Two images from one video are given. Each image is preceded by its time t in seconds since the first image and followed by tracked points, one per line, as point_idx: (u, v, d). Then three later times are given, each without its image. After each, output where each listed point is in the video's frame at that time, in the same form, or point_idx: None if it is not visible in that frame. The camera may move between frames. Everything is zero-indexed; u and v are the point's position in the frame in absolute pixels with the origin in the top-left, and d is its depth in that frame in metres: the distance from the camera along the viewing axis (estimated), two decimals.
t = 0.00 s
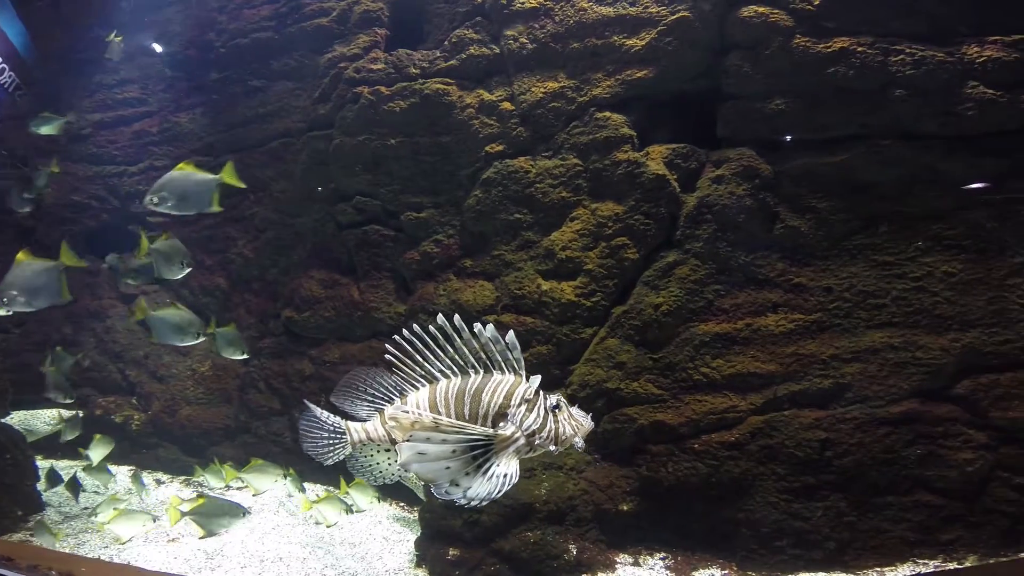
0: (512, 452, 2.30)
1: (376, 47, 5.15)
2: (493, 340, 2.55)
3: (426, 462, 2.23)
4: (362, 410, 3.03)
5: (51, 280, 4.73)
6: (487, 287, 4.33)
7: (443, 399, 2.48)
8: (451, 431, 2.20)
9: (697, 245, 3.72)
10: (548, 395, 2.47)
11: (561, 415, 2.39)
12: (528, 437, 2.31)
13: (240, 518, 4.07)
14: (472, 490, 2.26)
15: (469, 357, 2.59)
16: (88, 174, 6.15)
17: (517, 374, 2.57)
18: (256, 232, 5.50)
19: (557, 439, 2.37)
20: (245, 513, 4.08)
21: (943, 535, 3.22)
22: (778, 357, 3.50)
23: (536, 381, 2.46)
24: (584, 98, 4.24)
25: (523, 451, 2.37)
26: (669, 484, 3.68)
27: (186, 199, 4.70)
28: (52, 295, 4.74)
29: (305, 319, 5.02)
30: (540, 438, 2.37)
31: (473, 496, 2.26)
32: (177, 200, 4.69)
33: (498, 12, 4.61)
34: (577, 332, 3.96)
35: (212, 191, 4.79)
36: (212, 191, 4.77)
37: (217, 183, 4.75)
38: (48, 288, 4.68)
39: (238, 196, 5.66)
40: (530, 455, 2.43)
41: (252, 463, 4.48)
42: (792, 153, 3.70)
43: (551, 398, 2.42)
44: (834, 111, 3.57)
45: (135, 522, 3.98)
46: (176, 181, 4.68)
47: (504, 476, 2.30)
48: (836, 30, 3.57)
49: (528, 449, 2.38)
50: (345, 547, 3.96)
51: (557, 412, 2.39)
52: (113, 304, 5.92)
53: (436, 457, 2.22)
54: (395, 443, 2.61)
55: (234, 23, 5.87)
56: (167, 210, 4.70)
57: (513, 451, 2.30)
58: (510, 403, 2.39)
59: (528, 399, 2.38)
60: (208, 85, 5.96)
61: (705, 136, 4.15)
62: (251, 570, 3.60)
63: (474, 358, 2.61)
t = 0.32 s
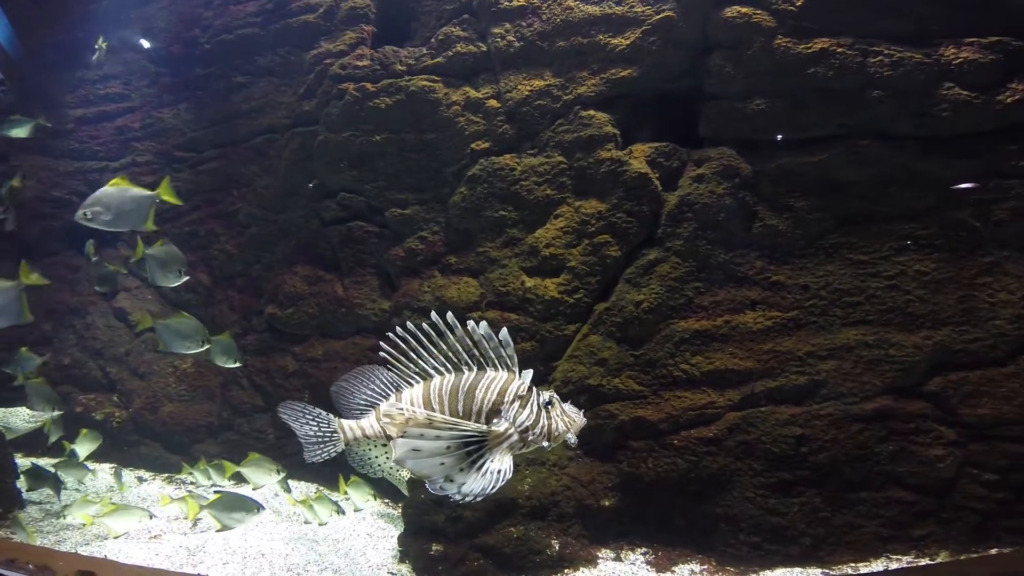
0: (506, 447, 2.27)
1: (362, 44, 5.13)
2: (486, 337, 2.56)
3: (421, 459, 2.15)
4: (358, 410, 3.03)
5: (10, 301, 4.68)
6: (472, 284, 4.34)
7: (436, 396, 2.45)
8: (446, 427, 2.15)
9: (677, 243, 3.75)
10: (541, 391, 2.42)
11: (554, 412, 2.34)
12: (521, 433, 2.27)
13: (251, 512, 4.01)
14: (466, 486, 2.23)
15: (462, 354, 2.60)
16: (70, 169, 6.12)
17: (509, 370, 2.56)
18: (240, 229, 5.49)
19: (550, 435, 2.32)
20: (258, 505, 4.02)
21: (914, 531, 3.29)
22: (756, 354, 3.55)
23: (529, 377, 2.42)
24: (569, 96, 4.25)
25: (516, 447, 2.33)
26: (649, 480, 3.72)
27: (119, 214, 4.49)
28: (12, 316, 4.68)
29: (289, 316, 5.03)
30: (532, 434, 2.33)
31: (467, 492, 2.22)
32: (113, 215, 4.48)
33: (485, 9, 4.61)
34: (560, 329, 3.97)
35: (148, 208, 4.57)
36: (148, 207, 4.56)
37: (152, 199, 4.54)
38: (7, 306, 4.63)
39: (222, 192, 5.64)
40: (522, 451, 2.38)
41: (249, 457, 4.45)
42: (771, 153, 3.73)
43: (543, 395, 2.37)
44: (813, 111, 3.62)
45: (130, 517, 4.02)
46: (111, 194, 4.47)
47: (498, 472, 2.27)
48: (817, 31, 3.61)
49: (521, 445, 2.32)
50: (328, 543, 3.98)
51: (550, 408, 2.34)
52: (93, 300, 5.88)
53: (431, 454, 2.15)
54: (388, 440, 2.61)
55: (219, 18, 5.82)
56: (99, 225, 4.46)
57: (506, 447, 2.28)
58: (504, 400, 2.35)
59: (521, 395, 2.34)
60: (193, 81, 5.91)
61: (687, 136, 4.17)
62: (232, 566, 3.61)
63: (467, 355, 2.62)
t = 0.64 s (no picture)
0: (499, 445, 2.25)
1: (352, 42, 5.12)
2: (480, 335, 2.51)
3: (415, 458, 2.17)
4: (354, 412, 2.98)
5: None
6: (459, 282, 4.35)
7: (431, 394, 2.44)
8: (440, 426, 2.15)
9: (662, 241, 3.77)
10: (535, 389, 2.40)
11: (547, 409, 2.33)
12: (514, 431, 2.26)
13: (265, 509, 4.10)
14: (460, 485, 2.21)
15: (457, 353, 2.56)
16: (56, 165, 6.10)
17: (504, 369, 2.52)
18: (226, 226, 5.47)
19: (543, 433, 2.30)
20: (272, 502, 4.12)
21: (892, 528, 3.33)
22: (737, 352, 3.58)
23: (523, 375, 2.41)
24: (558, 95, 4.24)
25: (511, 445, 2.30)
26: (633, 477, 3.74)
27: (60, 228, 4.42)
28: None
29: (275, 313, 5.03)
30: (526, 431, 2.30)
31: (461, 490, 2.21)
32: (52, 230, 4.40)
33: (475, 8, 4.61)
34: (546, 327, 3.97)
35: (91, 221, 4.50)
36: (90, 221, 4.48)
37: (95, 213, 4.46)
38: None
39: (207, 189, 5.61)
40: (518, 449, 2.36)
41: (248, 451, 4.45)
42: (755, 152, 3.75)
43: (537, 392, 2.36)
44: (797, 111, 3.64)
45: (127, 515, 4.06)
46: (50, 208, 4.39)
47: (492, 470, 2.25)
48: (802, 33, 3.63)
49: (515, 443, 2.31)
50: (312, 540, 3.98)
51: (544, 405, 2.32)
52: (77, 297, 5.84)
53: (425, 452, 2.16)
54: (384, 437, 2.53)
55: (209, 14, 5.79)
56: (40, 240, 4.40)
57: (500, 445, 2.26)
58: (497, 398, 2.33)
59: (515, 393, 2.33)
60: (180, 77, 5.88)
61: (673, 135, 4.18)
62: (215, 562, 3.61)
63: (461, 354, 2.57)
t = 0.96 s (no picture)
0: (493, 446, 2.19)
1: (338, 40, 5.08)
2: (471, 337, 2.44)
3: (409, 461, 2.08)
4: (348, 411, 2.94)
5: None
6: (444, 281, 4.34)
7: (422, 397, 2.37)
8: (433, 428, 2.07)
9: (645, 241, 3.78)
10: (527, 388, 2.35)
11: (540, 409, 2.28)
12: (508, 431, 2.19)
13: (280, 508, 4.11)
14: (455, 486, 2.14)
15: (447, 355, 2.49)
16: (39, 162, 6.05)
17: (495, 370, 2.45)
18: (209, 224, 5.43)
19: (536, 433, 2.26)
20: (285, 502, 4.12)
21: (869, 527, 3.37)
22: (718, 351, 3.60)
23: (514, 376, 2.35)
24: (544, 94, 4.22)
25: (504, 446, 2.24)
26: (616, 476, 3.74)
27: None
28: None
29: (259, 311, 5.02)
30: (519, 431, 2.25)
31: (456, 492, 2.14)
32: None
33: (462, 7, 4.59)
34: (530, 326, 3.97)
35: (26, 238, 4.38)
36: (24, 237, 4.36)
37: (31, 229, 4.34)
38: None
39: (190, 187, 5.55)
40: (510, 449, 2.30)
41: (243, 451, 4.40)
42: (737, 153, 3.76)
43: (529, 392, 2.30)
44: (779, 113, 3.65)
45: (119, 515, 4.05)
46: None
47: (487, 470, 2.18)
48: (785, 34, 3.64)
49: (508, 443, 2.25)
50: (294, 539, 3.97)
51: (537, 405, 2.27)
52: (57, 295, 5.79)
53: (418, 454, 2.08)
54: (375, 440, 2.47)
55: (194, 11, 5.73)
56: None
57: (494, 445, 2.19)
58: (490, 399, 2.26)
59: (507, 394, 2.27)
60: (165, 74, 5.82)
61: (658, 136, 4.17)
62: (196, 561, 3.59)
63: (452, 356, 2.51)
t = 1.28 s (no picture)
0: (490, 446, 2.20)
1: (330, 38, 5.07)
2: (466, 337, 2.40)
3: (408, 461, 2.10)
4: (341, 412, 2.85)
5: None
6: (433, 280, 4.34)
7: (419, 398, 2.32)
8: (432, 428, 2.09)
9: (633, 242, 3.79)
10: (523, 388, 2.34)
11: (536, 408, 2.27)
12: (505, 430, 2.20)
13: (296, 506, 3.98)
14: (454, 486, 2.15)
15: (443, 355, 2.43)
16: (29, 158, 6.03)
17: (492, 371, 2.42)
18: (198, 222, 5.42)
19: (533, 432, 2.25)
20: (301, 500, 3.97)
21: (852, 527, 3.40)
22: (704, 352, 3.62)
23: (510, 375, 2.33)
24: (535, 94, 4.22)
25: (501, 445, 2.24)
26: (603, 475, 3.75)
27: None
28: None
29: (248, 310, 5.02)
30: (516, 431, 2.25)
31: (455, 491, 2.15)
32: None
33: (454, 7, 4.57)
34: (519, 326, 3.97)
35: None
36: None
37: None
38: None
39: (180, 184, 5.54)
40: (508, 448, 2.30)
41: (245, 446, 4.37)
42: (725, 154, 3.77)
43: (525, 392, 2.29)
44: (767, 114, 3.65)
45: (112, 514, 3.98)
46: None
47: (485, 470, 2.20)
48: (774, 35, 3.64)
49: (505, 443, 2.25)
50: (280, 538, 3.96)
51: (532, 405, 2.26)
52: (45, 292, 5.80)
53: (417, 454, 2.10)
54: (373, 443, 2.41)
55: (185, 8, 5.70)
56: None
57: (491, 445, 2.19)
58: (487, 399, 2.24)
59: (504, 394, 2.25)
60: (156, 72, 5.80)
61: (647, 136, 4.15)
62: (181, 558, 3.58)
63: (449, 357, 2.45)
